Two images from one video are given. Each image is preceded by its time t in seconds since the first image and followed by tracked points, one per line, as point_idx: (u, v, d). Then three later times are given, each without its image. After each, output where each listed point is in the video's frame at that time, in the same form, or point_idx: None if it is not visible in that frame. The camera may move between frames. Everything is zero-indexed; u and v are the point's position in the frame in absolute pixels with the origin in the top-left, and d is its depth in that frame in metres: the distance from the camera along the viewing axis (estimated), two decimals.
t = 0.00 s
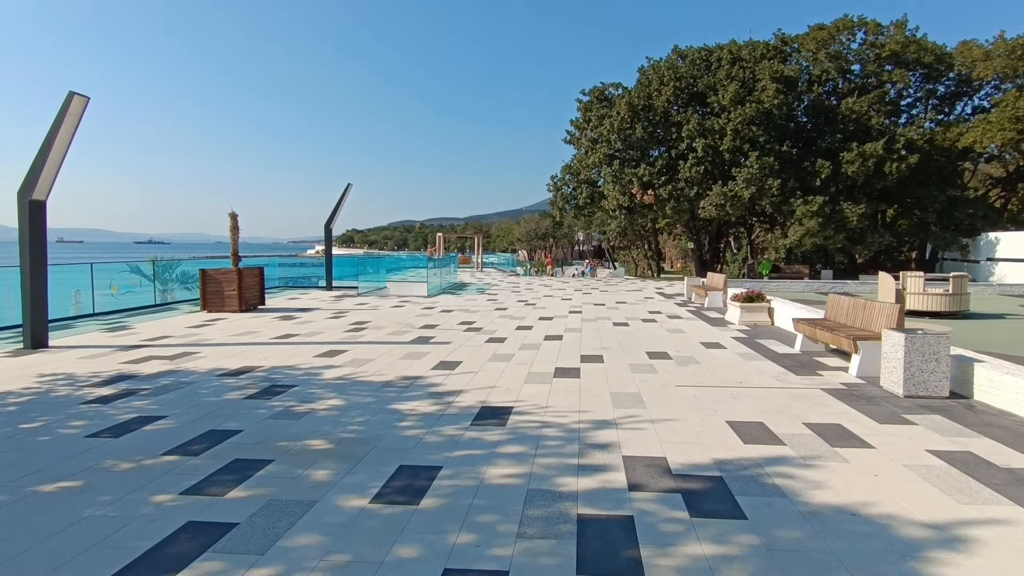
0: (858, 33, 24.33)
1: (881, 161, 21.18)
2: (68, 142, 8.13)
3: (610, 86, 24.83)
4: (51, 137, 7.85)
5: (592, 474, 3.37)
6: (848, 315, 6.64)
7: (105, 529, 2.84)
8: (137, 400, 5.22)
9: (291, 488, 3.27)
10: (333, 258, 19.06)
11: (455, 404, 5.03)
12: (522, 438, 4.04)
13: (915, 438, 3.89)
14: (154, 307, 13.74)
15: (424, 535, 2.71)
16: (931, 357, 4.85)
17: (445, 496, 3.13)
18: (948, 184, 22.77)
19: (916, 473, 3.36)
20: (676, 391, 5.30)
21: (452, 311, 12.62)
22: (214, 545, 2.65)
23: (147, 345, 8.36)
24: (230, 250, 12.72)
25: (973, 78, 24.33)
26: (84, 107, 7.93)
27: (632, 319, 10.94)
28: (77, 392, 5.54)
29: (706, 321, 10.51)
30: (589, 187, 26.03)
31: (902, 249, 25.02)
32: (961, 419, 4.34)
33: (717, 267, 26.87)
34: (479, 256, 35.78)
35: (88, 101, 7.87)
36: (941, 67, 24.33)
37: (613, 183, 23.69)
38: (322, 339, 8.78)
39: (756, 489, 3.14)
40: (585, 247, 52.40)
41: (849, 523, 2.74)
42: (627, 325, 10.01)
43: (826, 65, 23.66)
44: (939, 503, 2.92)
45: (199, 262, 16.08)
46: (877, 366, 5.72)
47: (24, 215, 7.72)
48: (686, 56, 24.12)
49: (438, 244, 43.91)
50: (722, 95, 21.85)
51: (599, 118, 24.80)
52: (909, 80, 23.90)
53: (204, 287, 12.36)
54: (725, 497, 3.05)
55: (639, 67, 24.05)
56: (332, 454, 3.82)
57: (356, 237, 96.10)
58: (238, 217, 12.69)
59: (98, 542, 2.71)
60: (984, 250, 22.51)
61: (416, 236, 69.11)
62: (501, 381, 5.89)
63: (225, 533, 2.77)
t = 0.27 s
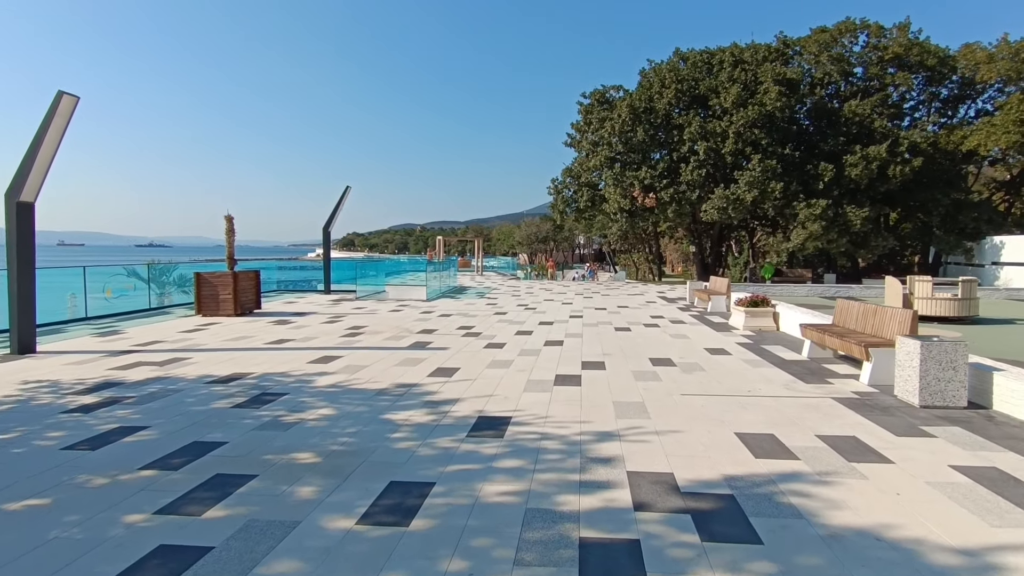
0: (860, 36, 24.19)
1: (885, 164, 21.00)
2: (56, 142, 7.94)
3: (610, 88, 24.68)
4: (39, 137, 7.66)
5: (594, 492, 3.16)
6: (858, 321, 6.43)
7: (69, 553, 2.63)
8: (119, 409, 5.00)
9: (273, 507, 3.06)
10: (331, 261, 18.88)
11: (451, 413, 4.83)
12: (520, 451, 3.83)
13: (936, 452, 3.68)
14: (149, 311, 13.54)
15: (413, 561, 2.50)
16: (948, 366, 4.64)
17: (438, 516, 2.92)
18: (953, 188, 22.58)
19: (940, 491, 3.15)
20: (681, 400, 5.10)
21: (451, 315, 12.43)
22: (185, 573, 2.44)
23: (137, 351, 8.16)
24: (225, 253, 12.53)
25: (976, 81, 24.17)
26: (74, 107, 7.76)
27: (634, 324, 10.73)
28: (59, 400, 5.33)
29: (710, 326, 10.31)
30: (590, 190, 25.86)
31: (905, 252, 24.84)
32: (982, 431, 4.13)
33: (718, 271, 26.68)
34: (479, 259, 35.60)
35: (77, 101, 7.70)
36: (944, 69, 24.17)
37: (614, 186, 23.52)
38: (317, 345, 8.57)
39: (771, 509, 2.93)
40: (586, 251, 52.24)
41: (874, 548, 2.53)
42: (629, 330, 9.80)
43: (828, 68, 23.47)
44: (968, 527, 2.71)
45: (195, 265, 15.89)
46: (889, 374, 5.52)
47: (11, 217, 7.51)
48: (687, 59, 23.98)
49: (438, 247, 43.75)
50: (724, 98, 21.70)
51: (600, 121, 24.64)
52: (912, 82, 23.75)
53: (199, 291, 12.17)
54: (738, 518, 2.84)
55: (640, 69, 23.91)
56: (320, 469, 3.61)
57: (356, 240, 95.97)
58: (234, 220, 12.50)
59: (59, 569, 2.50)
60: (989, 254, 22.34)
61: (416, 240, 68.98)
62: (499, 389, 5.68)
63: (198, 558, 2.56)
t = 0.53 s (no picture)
0: (861, 38, 24.09)
1: (886, 167, 20.86)
2: (42, 144, 7.71)
3: (610, 91, 24.52)
4: (24, 138, 7.43)
5: (602, 514, 2.92)
6: (870, 327, 6.22)
7: None
8: (99, 421, 4.75)
9: (255, 531, 2.81)
10: (327, 265, 18.65)
11: (449, 425, 4.59)
12: (522, 468, 3.59)
13: (965, 468, 3.45)
14: (142, 316, 13.30)
15: None
16: (970, 375, 4.43)
17: (433, 542, 2.68)
18: (955, 191, 22.43)
19: (975, 513, 2.92)
20: (689, 410, 4.86)
21: (449, 320, 12.19)
22: None
23: (125, 357, 7.91)
24: (219, 257, 12.29)
25: (977, 84, 24.06)
26: (61, 106, 7.54)
27: (636, 329, 10.51)
28: (37, 411, 5.08)
29: (713, 331, 10.08)
30: (590, 194, 25.66)
31: (907, 256, 24.69)
32: (1010, 444, 3.91)
33: (719, 275, 26.49)
34: (478, 263, 35.36)
35: (64, 100, 7.48)
36: (946, 72, 24.05)
37: (614, 189, 23.34)
38: (311, 351, 8.33)
39: (795, 534, 2.69)
40: (585, 255, 52.06)
41: None
42: (632, 336, 9.58)
43: (829, 71, 23.33)
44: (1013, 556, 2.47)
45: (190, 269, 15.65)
46: (905, 383, 5.30)
47: None
48: (687, 62, 23.85)
49: (437, 251, 43.52)
50: (724, 101, 21.55)
51: (600, 124, 24.46)
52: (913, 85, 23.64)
53: (192, 295, 11.93)
54: (760, 545, 2.61)
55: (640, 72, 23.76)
56: (307, 487, 3.37)
57: (355, 244, 95.76)
58: (228, 223, 12.27)
59: None
60: (991, 258, 22.19)
61: (415, 244, 68.81)
62: (499, 398, 5.44)
63: None
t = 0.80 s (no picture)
0: (859, 41, 24.02)
1: (886, 169, 20.73)
2: (23, 146, 7.48)
3: (608, 94, 24.37)
4: (4, 140, 7.20)
5: (606, 541, 2.71)
6: (879, 334, 6.02)
7: None
8: (75, 436, 4.52)
9: (230, 563, 2.60)
10: (322, 269, 18.40)
11: (443, 439, 4.38)
12: (519, 488, 3.38)
13: (989, 487, 3.25)
14: (132, 322, 13.05)
15: None
16: (988, 385, 4.23)
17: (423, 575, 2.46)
18: (954, 194, 22.32)
19: (1007, 539, 2.71)
20: (695, 422, 4.65)
21: (445, 326, 11.98)
22: None
23: (110, 366, 7.67)
24: (210, 261, 12.06)
25: (976, 86, 23.98)
26: (43, 108, 7.32)
27: (635, 334, 10.30)
28: (11, 425, 4.84)
29: (714, 337, 9.88)
30: (588, 197, 25.49)
31: (906, 259, 24.57)
32: None
33: (717, 278, 26.34)
34: (476, 266, 35.14)
35: (46, 101, 7.26)
36: (944, 75, 23.95)
37: (612, 192, 23.18)
38: (303, 358, 8.10)
39: (815, 564, 2.49)
40: (583, 257, 51.90)
41: None
42: (631, 342, 9.37)
43: (827, 73, 23.19)
44: None
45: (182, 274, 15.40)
46: (917, 392, 5.11)
47: None
48: (685, 64, 23.73)
49: (434, 255, 43.30)
50: (722, 103, 21.41)
51: (597, 127, 24.31)
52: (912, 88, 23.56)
53: (183, 301, 11.69)
54: None
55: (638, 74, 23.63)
56: (290, 511, 3.14)
57: (352, 247, 95.47)
58: (219, 227, 12.06)
59: None
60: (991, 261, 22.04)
61: (412, 247, 68.60)
62: (496, 409, 5.23)
63: None
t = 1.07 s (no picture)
0: (859, 39, 23.86)
1: (887, 168, 20.54)
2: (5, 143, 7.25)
3: (606, 92, 24.17)
4: None
5: (606, 561, 2.49)
6: (888, 334, 5.81)
7: None
8: (46, 444, 4.29)
9: None
10: (318, 270, 18.17)
11: (434, 446, 4.16)
12: (513, 501, 3.16)
13: (1016, 499, 3.04)
14: (122, 323, 12.80)
15: None
16: (1008, 389, 4.02)
17: None
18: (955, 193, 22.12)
19: None
20: (699, 428, 4.44)
21: (441, 327, 11.75)
22: None
23: (93, 368, 7.44)
24: (201, 261, 11.82)
25: (976, 85, 23.81)
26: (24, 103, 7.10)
27: (635, 335, 10.08)
28: None
29: (715, 338, 9.67)
30: (586, 196, 25.29)
31: (907, 259, 24.38)
32: None
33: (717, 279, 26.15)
34: (474, 267, 34.94)
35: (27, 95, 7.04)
36: (944, 73, 23.73)
37: (611, 191, 22.98)
38: (293, 361, 7.87)
39: None
40: (581, 258, 51.71)
41: None
42: (631, 343, 9.16)
43: (827, 72, 22.76)
44: None
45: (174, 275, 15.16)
46: (930, 395, 4.91)
47: None
48: (684, 63, 23.53)
49: (432, 255, 43.11)
50: (722, 101, 21.21)
51: (595, 126, 24.10)
52: (912, 86, 23.39)
53: (173, 302, 11.46)
54: None
55: (636, 73, 23.43)
56: (265, 527, 2.92)
57: (350, 249, 95.22)
58: (211, 226, 11.83)
59: None
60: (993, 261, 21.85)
61: (410, 248, 68.38)
62: (490, 413, 5.00)
63: None
